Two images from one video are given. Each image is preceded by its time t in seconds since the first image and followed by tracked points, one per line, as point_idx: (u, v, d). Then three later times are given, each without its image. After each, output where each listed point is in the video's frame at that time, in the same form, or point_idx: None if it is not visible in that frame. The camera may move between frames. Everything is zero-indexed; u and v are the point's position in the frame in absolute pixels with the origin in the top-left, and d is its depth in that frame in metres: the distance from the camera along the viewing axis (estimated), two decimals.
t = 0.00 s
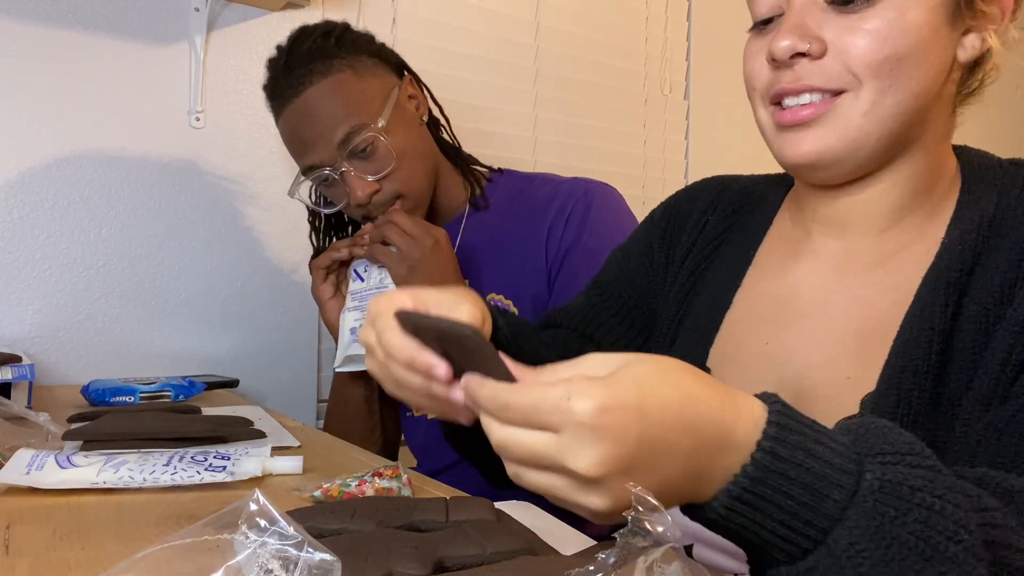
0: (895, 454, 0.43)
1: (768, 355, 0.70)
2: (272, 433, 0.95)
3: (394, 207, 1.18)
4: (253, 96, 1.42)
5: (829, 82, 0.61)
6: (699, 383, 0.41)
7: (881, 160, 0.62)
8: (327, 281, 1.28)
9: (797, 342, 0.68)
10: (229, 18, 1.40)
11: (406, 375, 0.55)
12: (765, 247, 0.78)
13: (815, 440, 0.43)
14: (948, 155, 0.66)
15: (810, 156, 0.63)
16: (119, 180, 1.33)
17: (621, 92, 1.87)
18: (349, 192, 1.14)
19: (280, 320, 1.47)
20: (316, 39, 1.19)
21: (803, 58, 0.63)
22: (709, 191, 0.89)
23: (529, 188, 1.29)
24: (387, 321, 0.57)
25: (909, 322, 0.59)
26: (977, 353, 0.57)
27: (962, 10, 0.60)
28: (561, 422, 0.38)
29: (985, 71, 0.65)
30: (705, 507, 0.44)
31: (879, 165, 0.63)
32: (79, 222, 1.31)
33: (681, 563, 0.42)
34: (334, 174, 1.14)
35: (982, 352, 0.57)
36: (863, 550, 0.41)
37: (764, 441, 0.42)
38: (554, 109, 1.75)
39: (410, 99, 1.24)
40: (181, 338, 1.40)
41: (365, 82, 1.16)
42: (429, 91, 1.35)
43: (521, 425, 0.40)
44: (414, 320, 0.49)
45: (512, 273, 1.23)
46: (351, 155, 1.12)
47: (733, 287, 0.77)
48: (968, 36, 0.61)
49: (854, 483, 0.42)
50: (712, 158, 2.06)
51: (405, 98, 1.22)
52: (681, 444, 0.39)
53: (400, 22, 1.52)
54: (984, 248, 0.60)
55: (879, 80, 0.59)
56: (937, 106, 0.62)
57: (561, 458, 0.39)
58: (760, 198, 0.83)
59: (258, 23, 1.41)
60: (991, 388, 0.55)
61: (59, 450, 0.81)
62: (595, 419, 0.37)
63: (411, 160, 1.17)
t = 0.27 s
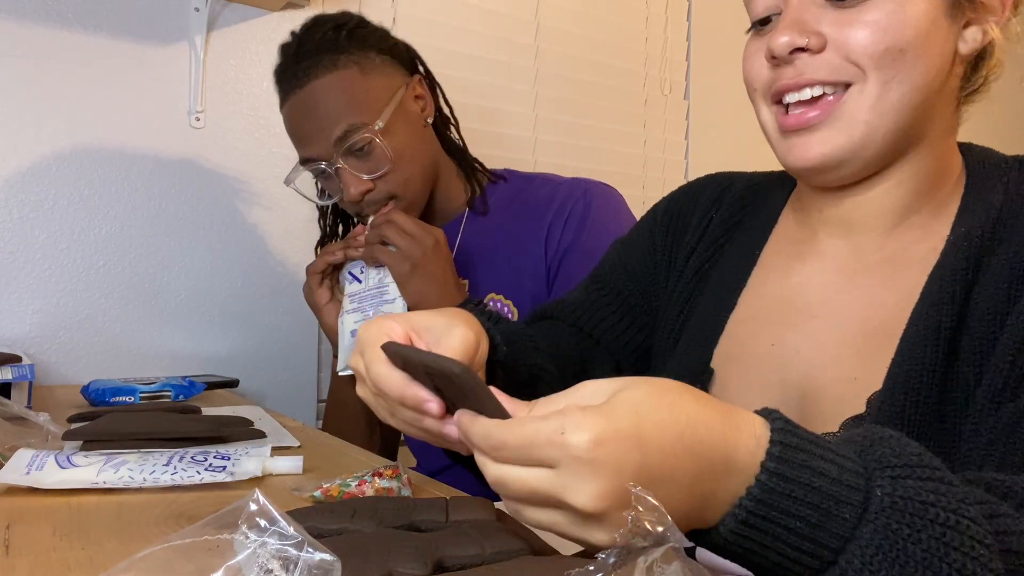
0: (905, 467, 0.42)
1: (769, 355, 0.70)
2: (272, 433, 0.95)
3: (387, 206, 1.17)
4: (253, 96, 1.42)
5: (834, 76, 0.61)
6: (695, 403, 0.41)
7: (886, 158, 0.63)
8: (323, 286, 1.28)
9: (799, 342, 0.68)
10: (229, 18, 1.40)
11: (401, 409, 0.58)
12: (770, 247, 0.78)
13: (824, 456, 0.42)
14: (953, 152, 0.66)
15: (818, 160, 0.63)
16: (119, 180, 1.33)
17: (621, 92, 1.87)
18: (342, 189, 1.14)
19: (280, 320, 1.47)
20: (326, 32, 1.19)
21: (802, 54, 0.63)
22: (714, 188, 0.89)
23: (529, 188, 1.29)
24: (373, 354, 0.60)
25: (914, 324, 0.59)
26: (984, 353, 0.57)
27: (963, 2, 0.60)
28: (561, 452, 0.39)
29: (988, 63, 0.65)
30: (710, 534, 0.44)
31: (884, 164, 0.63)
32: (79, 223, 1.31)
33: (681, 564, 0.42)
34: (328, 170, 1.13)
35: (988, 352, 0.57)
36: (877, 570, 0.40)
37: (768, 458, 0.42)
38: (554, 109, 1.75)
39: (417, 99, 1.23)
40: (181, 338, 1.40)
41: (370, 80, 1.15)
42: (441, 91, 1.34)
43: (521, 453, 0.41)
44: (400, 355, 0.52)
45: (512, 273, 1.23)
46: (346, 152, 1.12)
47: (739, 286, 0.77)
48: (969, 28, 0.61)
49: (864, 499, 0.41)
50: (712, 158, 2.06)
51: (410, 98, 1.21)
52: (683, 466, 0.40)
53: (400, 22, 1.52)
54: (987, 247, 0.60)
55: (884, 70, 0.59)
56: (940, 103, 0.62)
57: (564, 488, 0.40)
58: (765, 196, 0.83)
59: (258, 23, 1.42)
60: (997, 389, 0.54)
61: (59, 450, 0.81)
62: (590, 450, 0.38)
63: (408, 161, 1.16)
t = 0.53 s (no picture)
0: (902, 461, 0.42)
1: (769, 355, 0.70)
2: (272, 433, 0.95)
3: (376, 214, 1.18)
4: (253, 96, 1.42)
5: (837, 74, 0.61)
6: (692, 402, 0.41)
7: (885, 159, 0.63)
8: (326, 284, 1.28)
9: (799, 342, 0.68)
10: (229, 18, 1.40)
11: (396, 404, 0.57)
12: (771, 245, 0.78)
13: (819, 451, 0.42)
14: (954, 151, 0.66)
15: (816, 157, 0.63)
16: (118, 180, 1.33)
17: (621, 92, 1.87)
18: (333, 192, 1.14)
19: (280, 320, 1.47)
20: (342, 30, 1.16)
21: (801, 55, 0.64)
22: (715, 186, 0.89)
23: (530, 188, 1.29)
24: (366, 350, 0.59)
25: (913, 319, 0.59)
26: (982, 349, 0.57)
27: None
28: (553, 455, 0.39)
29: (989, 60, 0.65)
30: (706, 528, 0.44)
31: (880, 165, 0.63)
32: (78, 223, 1.31)
33: (681, 564, 0.42)
34: (320, 171, 1.14)
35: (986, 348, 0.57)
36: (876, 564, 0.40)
37: (766, 454, 0.42)
38: (555, 109, 1.75)
39: (423, 110, 1.21)
40: (181, 338, 1.40)
41: (375, 90, 1.13)
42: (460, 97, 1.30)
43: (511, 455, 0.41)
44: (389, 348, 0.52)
45: (512, 273, 1.23)
46: (338, 159, 1.12)
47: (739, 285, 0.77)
48: (970, 26, 0.61)
49: (862, 495, 0.41)
50: (711, 158, 2.06)
51: (416, 110, 1.19)
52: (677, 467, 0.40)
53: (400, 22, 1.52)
54: (988, 243, 0.60)
55: (884, 67, 0.59)
56: (941, 100, 0.62)
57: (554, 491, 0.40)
58: (766, 195, 0.83)
59: (258, 23, 1.42)
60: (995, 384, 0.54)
61: (59, 450, 0.81)
62: (582, 451, 0.38)
63: (399, 175, 1.16)
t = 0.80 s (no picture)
0: (929, 434, 0.40)
1: (769, 354, 0.69)
2: (272, 433, 0.95)
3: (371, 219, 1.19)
4: (253, 96, 1.42)
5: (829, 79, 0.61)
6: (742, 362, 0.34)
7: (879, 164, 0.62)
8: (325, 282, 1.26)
9: (798, 342, 0.68)
10: (229, 18, 1.40)
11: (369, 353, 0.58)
12: (764, 246, 0.78)
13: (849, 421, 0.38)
14: (944, 154, 0.66)
15: (802, 156, 0.63)
16: (118, 180, 1.33)
17: (621, 92, 1.87)
18: (328, 196, 1.16)
19: (280, 320, 1.47)
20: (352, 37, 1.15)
21: (794, 61, 0.64)
22: (708, 189, 0.89)
23: (531, 187, 1.29)
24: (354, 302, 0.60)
25: (911, 315, 0.58)
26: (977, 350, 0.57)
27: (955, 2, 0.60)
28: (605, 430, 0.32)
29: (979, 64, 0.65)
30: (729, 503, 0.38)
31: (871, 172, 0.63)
32: (79, 223, 1.31)
33: (681, 564, 0.42)
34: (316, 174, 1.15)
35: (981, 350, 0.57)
36: (913, 535, 0.38)
37: (801, 427, 0.37)
38: (555, 109, 1.75)
39: (428, 124, 1.19)
40: (181, 338, 1.40)
41: (379, 104, 1.12)
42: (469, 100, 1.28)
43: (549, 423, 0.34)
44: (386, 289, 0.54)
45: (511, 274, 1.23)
46: (334, 169, 1.12)
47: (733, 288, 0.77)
48: (961, 30, 0.61)
49: (894, 468, 0.39)
50: (712, 157, 2.06)
51: (420, 124, 1.18)
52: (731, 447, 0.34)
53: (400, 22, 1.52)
54: (981, 241, 0.60)
55: (874, 72, 0.59)
56: (934, 103, 0.62)
57: (599, 467, 0.34)
58: (758, 195, 0.83)
59: (258, 23, 1.42)
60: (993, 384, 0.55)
61: (59, 450, 0.81)
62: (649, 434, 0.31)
63: (393, 190, 1.16)
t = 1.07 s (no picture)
0: (932, 424, 0.44)
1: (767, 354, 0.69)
2: (271, 433, 0.95)
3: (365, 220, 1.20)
4: (253, 96, 1.42)
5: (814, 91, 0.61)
6: (743, 364, 0.40)
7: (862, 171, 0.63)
8: (322, 282, 1.27)
9: (795, 341, 0.68)
10: (229, 18, 1.39)
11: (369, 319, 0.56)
12: (752, 253, 0.78)
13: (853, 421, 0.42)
14: (927, 157, 0.66)
15: (792, 166, 0.63)
16: (118, 180, 1.33)
17: (621, 92, 1.87)
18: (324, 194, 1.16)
19: (279, 320, 1.47)
20: (360, 40, 1.14)
21: (777, 74, 0.63)
22: (695, 197, 0.89)
23: (532, 187, 1.29)
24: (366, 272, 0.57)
25: (903, 315, 0.59)
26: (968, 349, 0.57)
27: (932, 8, 0.59)
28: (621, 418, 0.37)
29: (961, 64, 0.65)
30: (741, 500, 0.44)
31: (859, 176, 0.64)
32: (79, 223, 1.31)
33: (681, 563, 0.42)
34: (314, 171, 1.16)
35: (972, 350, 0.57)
36: (923, 517, 0.42)
37: (806, 429, 0.41)
38: (554, 109, 1.75)
39: (429, 132, 1.19)
40: (182, 338, 1.40)
41: (380, 110, 1.12)
42: (475, 94, 1.29)
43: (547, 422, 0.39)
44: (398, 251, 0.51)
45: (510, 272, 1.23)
46: (330, 170, 1.13)
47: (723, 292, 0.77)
48: (940, 34, 0.61)
49: (902, 454, 0.43)
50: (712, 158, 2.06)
51: (421, 133, 1.17)
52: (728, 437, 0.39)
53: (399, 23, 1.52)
54: (973, 239, 0.60)
55: (859, 84, 0.59)
56: (916, 106, 0.62)
57: (602, 457, 0.38)
58: (746, 202, 0.83)
59: (258, 23, 1.42)
60: (984, 385, 0.56)
61: (59, 450, 0.81)
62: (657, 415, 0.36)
63: (388, 193, 1.16)
